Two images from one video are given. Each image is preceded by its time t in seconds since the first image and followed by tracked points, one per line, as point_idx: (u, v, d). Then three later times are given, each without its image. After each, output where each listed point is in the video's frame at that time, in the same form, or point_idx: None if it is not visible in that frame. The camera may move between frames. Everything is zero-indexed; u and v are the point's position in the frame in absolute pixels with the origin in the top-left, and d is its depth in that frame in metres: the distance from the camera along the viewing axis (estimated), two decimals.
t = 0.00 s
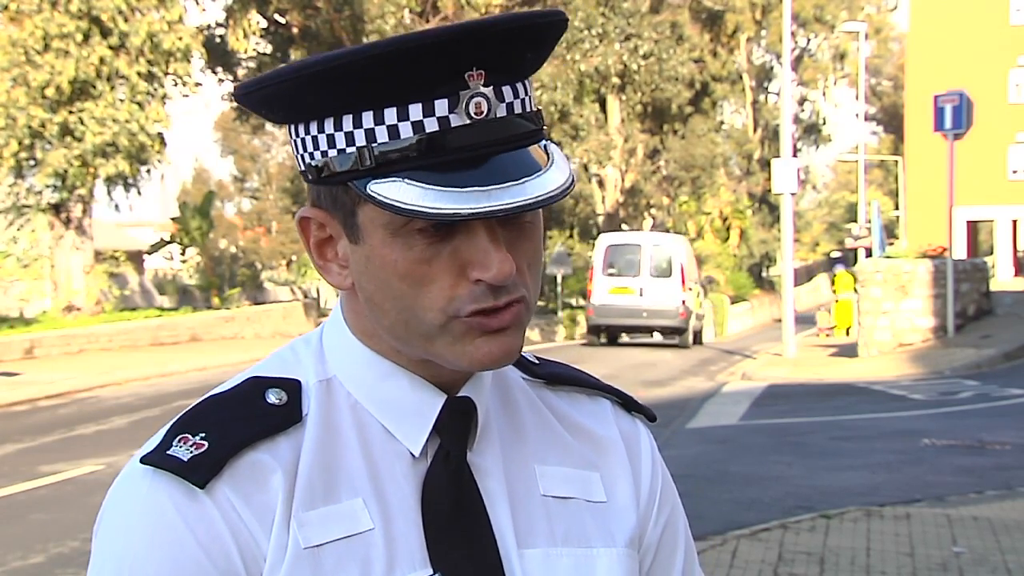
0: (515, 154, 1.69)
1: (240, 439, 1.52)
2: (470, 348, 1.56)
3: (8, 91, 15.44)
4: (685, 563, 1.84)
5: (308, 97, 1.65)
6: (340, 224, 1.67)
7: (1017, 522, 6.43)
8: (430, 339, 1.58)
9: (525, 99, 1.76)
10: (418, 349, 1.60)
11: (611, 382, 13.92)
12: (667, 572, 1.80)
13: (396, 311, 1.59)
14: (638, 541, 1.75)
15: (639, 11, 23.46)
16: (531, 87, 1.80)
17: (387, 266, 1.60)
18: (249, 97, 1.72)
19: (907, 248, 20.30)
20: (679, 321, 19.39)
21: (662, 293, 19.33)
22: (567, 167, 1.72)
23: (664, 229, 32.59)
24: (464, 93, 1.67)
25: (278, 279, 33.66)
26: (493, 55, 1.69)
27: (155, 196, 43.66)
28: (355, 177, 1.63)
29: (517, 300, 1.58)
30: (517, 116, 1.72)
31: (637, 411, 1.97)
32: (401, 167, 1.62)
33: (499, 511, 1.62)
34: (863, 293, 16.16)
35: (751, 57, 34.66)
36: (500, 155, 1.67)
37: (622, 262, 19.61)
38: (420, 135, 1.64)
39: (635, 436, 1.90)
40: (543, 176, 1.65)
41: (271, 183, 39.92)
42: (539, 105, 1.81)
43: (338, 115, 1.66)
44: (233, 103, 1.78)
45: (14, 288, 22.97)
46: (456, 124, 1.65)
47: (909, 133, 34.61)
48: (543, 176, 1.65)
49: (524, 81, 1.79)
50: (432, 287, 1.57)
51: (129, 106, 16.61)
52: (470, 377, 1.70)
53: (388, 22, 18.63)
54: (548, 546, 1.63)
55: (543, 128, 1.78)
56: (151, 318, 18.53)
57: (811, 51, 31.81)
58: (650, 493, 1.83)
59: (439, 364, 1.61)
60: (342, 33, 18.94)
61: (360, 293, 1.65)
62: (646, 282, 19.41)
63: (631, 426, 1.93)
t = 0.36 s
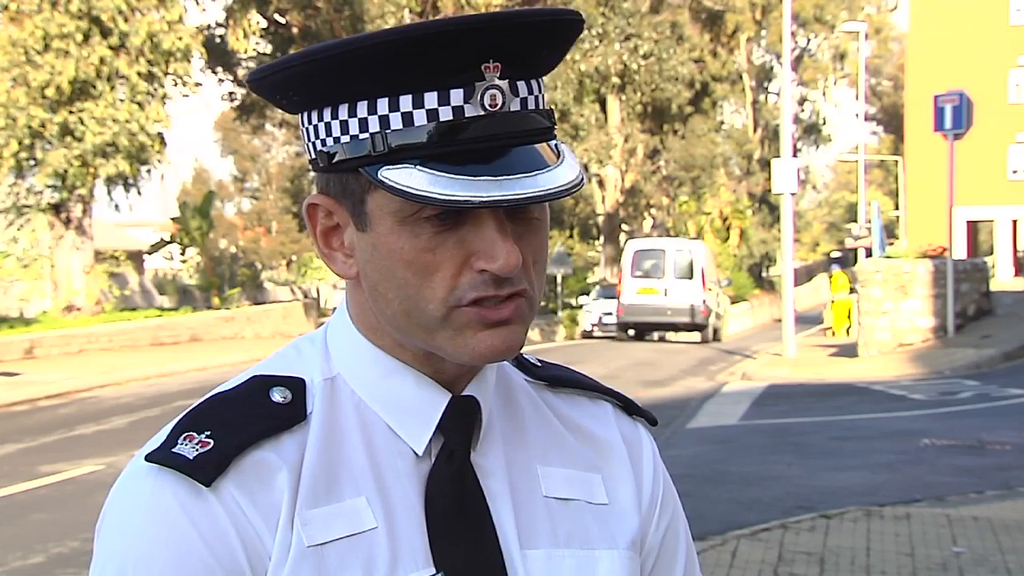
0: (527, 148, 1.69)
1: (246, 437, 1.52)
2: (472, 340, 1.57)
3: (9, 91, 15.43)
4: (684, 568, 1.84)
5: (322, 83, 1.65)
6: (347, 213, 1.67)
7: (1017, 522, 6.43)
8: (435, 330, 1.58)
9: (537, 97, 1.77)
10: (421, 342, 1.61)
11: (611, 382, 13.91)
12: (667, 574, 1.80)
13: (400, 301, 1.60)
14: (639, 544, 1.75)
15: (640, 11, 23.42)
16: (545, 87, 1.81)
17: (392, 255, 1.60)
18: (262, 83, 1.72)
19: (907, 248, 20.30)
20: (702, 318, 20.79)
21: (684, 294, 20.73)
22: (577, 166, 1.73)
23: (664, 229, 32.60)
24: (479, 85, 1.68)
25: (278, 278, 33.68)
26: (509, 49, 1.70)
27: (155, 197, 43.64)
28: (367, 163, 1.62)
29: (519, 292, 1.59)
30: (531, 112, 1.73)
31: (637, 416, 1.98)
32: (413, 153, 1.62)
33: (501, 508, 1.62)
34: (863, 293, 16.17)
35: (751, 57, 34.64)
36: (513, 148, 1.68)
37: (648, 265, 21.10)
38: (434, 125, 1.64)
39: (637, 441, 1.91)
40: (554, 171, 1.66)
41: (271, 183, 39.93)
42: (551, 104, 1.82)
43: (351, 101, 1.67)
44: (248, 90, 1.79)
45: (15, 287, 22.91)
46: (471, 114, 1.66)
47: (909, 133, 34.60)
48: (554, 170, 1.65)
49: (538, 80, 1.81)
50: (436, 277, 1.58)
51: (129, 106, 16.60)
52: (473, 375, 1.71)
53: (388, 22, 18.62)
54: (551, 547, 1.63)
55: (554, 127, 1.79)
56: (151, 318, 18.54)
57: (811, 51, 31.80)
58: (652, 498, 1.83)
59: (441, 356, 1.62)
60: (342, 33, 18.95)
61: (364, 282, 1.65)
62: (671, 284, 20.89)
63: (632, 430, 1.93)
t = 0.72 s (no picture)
0: (536, 144, 1.69)
1: (253, 436, 1.53)
2: (482, 333, 1.57)
3: (8, 91, 15.42)
4: (691, 571, 1.84)
5: (333, 76, 1.66)
6: (358, 209, 1.68)
7: (1017, 522, 6.43)
8: (445, 327, 1.59)
9: (548, 93, 1.77)
10: (431, 341, 1.61)
11: (610, 382, 13.92)
12: None
13: (410, 297, 1.60)
14: (647, 547, 1.75)
15: (640, 11, 23.37)
16: (554, 84, 1.81)
17: (402, 251, 1.61)
18: (272, 79, 1.73)
19: (907, 248, 20.31)
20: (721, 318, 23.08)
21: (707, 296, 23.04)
22: (587, 161, 1.73)
23: (663, 229, 32.61)
24: (490, 78, 1.67)
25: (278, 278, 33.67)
26: (520, 44, 1.70)
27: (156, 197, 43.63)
28: (378, 157, 1.63)
29: (528, 290, 1.60)
30: (541, 107, 1.73)
31: (643, 423, 1.98)
32: (424, 146, 1.62)
33: (510, 505, 1.62)
34: (862, 293, 16.17)
35: (751, 57, 34.64)
36: (525, 142, 1.68)
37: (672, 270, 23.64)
38: (445, 119, 1.64)
39: (642, 446, 1.91)
40: (564, 164, 1.66)
41: (270, 183, 39.92)
42: (561, 102, 1.82)
43: (361, 96, 1.67)
44: (257, 90, 1.79)
45: (15, 287, 22.86)
46: (482, 108, 1.65)
47: (909, 133, 34.61)
48: (564, 164, 1.66)
49: (548, 76, 1.81)
50: (447, 272, 1.58)
51: (129, 106, 16.60)
52: (481, 375, 1.72)
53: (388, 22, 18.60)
54: (563, 545, 1.63)
55: (565, 123, 1.78)
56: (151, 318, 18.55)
57: (811, 51, 31.80)
58: (659, 500, 1.84)
59: (451, 355, 1.62)
60: (341, 33, 18.93)
61: (374, 280, 1.66)
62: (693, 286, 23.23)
63: (638, 436, 1.93)
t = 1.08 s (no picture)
0: (547, 141, 1.69)
1: (261, 434, 1.53)
2: (491, 332, 1.58)
3: (8, 91, 15.42)
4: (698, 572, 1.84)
5: (345, 74, 1.66)
6: (367, 207, 1.68)
7: (1017, 522, 6.43)
8: (455, 325, 1.59)
9: (558, 89, 1.77)
10: (441, 340, 1.62)
11: (610, 382, 13.91)
12: None
13: (421, 294, 1.61)
14: (655, 547, 1.75)
15: (639, 11, 23.36)
16: (565, 80, 1.81)
17: (413, 245, 1.61)
18: (282, 77, 1.73)
19: (907, 248, 20.31)
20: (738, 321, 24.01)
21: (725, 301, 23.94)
22: (597, 159, 1.72)
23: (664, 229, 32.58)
24: (503, 75, 1.67)
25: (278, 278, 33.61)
26: (531, 41, 1.71)
27: (155, 197, 43.57)
28: (390, 154, 1.63)
29: (539, 288, 1.60)
30: (552, 104, 1.72)
31: (650, 423, 1.97)
32: (436, 143, 1.62)
33: (519, 505, 1.62)
34: (863, 292, 16.18)
35: (751, 57, 34.64)
36: (540, 138, 1.68)
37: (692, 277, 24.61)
38: (457, 116, 1.64)
39: (649, 445, 1.92)
40: (576, 162, 1.66)
41: (270, 183, 39.91)
42: (571, 99, 1.82)
43: (372, 94, 1.67)
44: (268, 86, 1.80)
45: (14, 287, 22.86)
46: (494, 104, 1.65)
47: (909, 133, 34.61)
48: (575, 161, 1.66)
49: (558, 73, 1.81)
50: (456, 269, 1.58)
51: (129, 106, 16.59)
52: (491, 373, 1.72)
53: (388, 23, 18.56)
54: (571, 545, 1.63)
55: (575, 122, 1.78)
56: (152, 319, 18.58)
57: (811, 51, 31.82)
58: (666, 500, 1.84)
59: (459, 354, 1.63)
60: (341, 33, 18.92)
61: (383, 277, 1.66)
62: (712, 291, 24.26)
63: (646, 434, 1.93)
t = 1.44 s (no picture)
0: (553, 143, 1.68)
1: (268, 430, 1.53)
2: (494, 333, 1.58)
3: (8, 90, 15.45)
4: (707, 564, 1.84)
5: (350, 76, 1.66)
6: (373, 206, 1.68)
7: (1017, 522, 6.43)
8: (461, 326, 1.59)
9: (565, 91, 1.76)
10: (447, 340, 1.61)
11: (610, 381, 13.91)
12: (688, 571, 1.80)
13: (426, 297, 1.61)
14: (662, 540, 1.75)
15: (640, 11, 23.39)
16: (571, 80, 1.81)
17: (419, 246, 1.61)
18: (288, 78, 1.73)
19: (907, 248, 20.31)
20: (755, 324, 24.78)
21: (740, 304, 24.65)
22: (603, 160, 1.72)
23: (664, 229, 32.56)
24: (508, 77, 1.67)
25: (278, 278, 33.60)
26: (538, 42, 1.70)
27: (155, 198, 43.54)
28: (395, 156, 1.63)
29: (545, 289, 1.60)
30: (557, 106, 1.72)
31: (662, 408, 1.96)
32: (442, 145, 1.62)
33: (525, 503, 1.62)
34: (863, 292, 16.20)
35: (751, 57, 34.63)
36: (544, 140, 1.68)
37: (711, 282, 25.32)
38: (462, 118, 1.64)
39: (660, 437, 1.91)
40: (582, 164, 1.66)
41: (270, 183, 39.90)
42: (578, 99, 1.82)
43: (378, 94, 1.67)
44: (272, 87, 1.79)
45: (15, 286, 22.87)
46: (500, 106, 1.65)
47: (909, 132, 34.60)
48: (581, 164, 1.66)
49: (565, 75, 1.81)
50: (462, 269, 1.59)
51: (129, 106, 16.54)
52: (496, 371, 1.72)
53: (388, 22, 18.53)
54: (574, 542, 1.64)
55: (581, 123, 1.77)
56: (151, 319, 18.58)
57: (811, 51, 31.80)
58: (675, 493, 1.83)
59: (465, 354, 1.63)
60: (341, 33, 18.92)
61: (388, 276, 1.66)
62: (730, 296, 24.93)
63: (656, 423, 1.92)
